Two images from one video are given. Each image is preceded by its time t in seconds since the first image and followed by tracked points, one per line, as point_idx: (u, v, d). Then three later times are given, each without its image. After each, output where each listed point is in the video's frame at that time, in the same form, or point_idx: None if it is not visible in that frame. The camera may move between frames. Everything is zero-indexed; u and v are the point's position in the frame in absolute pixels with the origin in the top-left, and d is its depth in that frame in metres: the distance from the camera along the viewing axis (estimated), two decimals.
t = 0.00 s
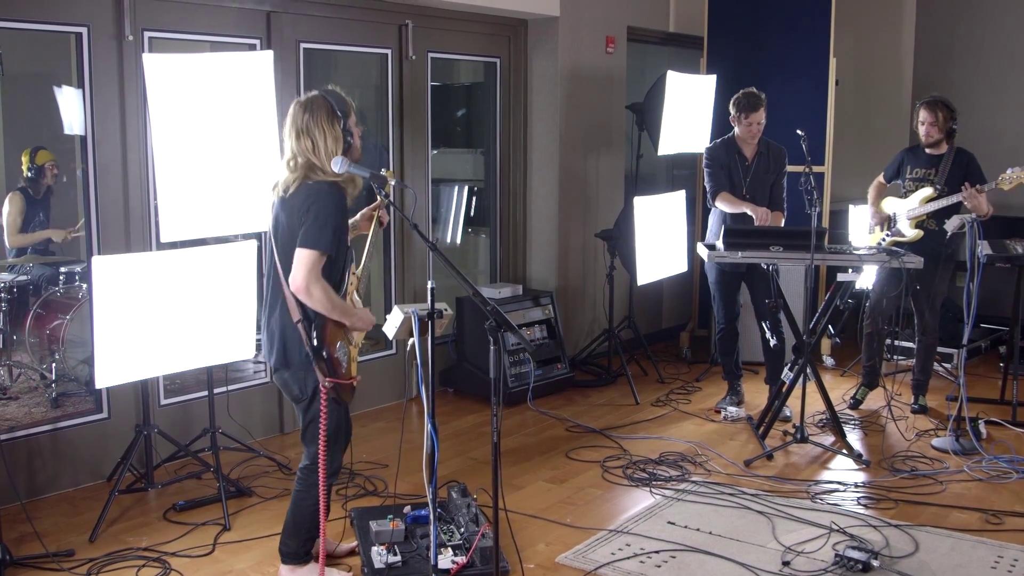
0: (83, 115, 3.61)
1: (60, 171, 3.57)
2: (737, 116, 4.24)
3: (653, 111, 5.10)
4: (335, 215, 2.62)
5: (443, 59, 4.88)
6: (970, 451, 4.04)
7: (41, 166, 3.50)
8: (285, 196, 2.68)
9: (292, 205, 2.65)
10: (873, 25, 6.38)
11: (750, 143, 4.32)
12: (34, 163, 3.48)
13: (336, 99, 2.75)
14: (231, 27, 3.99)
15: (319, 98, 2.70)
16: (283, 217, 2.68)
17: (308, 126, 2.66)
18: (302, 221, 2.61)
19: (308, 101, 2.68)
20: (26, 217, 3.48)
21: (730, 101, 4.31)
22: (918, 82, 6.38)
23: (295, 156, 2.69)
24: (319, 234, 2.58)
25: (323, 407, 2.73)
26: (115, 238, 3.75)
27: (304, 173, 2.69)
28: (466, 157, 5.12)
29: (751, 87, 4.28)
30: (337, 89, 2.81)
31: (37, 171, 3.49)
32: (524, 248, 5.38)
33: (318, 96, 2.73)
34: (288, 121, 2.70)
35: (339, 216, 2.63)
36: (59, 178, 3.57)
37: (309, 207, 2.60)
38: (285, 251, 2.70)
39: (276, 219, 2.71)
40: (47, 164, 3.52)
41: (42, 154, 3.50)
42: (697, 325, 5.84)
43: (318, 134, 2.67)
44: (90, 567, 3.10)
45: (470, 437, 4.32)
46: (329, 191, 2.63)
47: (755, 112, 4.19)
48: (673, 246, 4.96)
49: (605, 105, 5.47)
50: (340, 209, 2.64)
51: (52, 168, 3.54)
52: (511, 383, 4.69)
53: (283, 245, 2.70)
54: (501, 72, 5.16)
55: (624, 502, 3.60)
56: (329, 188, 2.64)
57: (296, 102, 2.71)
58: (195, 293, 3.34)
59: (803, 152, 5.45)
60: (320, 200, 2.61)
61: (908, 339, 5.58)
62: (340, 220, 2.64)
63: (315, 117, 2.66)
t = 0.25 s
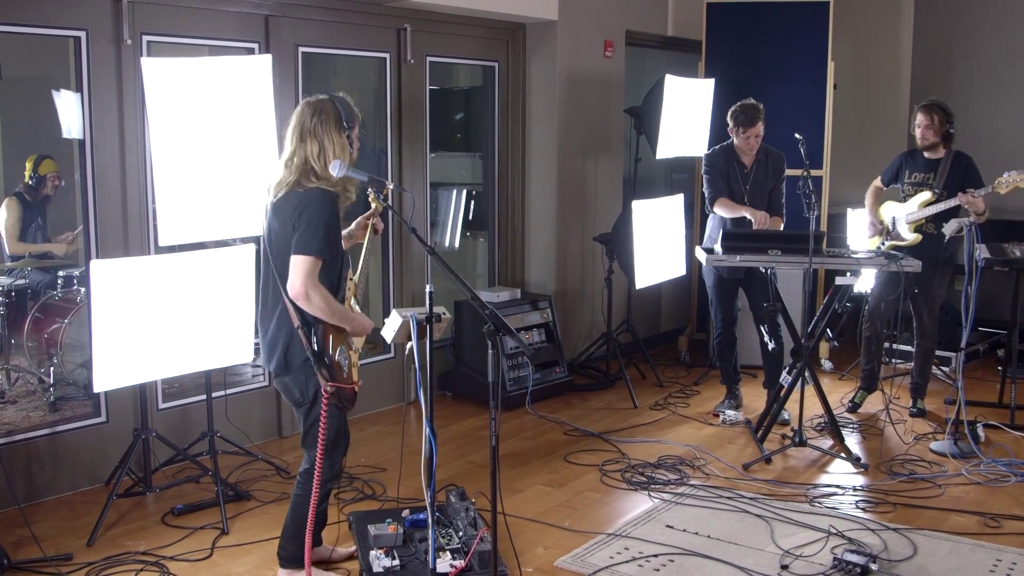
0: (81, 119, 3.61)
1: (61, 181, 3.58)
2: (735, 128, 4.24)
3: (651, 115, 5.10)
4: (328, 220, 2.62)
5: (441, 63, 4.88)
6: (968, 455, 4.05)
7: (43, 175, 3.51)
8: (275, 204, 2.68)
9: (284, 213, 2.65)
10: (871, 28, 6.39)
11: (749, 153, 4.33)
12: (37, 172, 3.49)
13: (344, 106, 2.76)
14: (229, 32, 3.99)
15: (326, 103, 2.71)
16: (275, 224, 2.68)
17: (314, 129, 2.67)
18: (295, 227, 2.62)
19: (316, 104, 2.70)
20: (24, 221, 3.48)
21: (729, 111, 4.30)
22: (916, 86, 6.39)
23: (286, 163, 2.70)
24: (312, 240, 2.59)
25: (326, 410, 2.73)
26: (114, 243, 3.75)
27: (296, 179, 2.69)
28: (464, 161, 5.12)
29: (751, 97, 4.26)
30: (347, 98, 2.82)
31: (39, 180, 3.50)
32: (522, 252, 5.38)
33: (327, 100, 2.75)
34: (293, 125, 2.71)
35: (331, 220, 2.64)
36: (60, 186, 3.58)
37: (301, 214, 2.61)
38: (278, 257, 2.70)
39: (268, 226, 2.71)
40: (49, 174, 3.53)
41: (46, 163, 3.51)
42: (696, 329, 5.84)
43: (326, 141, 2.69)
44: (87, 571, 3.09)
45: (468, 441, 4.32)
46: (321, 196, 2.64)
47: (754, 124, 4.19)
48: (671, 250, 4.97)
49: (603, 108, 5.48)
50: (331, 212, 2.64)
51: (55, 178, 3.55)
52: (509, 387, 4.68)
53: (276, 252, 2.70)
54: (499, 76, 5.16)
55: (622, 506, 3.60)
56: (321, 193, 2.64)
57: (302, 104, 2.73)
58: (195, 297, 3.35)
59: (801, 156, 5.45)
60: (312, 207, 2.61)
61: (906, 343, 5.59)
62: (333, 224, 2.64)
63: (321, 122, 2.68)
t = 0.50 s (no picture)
0: (77, 121, 3.61)
1: (54, 177, 3.57)
2: (733, 121, 4.24)
3: (647, 117, 5.09)
4: (342, 210, 2.65)
5: (437, 65, 4.88)
6: (964, 456, 4.05)
7: (34, 172, 3.49)
8: (286, 193, 2.67)
9: (297, 202, 2.65)
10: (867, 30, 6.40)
11: (745, 149, 4.33)
12: (27, 169, 3.47)
13: (332, 104, 2.74)
14: (225, 34, 3.99)
15: (314, 104, 2.69)
16: (285, 213, 2.68)
17: (302, 131, 2.67)
18: (309, 215, 2.63)
19: (305, 105, 2.68)
20: (20, 223, 3.48)
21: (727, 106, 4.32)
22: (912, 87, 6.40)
23: (294, 152, 2.69)
24: (327, 229, 2.60)
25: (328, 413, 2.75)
26: (109, 244, 3.74)
27: (305, 169, 2.69)
28: (460, 162, 5.12)
29: (749, 92, 4.27)
30: (337, 94, 2.80)
31: (30, 178, 3.49)
32: (518, 254, 5.38)
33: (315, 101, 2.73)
34: (284, 126, 2.70)
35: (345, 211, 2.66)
36: (53, 184, 3.57)
37: (318, 202, 2.62)
38: (288, 251, 2.69)
39: (276, 216, 2.70)
40: (40, 170, 3.51)
41: (36, 160, 3.49)
42: (692, 330, 5.85)
43: (313, 139, 2.68)
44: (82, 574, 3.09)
45: (465, 443, 4.32)
46: (335, 185, 2.65)
47: (750, 117, 4.19)
48: (668, 252, 4.97)
49: (600, 109, 5.48)
50: (345, 203, 2.66)
51: (46, 175, 3.54)
52: (505, 389, 4.68)
53: (284, 245, 2.69)
54: (496, 78, 5.16)
55: (619, 507, 3.60)
56: (336, 183, 2.66)
57: (291, 105, 2.72)
58: (192, 298, 3.34)
59: (797, 157, 5.46)
60: (326, 197, 2.62)
61: (902, 344, 5.59)
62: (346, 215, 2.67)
63: (309, 123, 2.66)
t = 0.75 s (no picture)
0: (74, 122, 3.61)
1: (53, 184, 3.58)
2: (731, 132, 4.24)
3: (645, 118, 5.09)
4: (326, 215, 2.64)
5: (435, 66, 4.88)
6: (961, 457, 4.05)
7: (34, 178, 3.51)
8: (273, 203, 2.68)
9: (282, 211, 2.65)
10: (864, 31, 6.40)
11: (743, 156, 4.33)
12: (27, 175, 3.49)
13: (330, 106, 2.76)
14: (223, 35, 3.99)
15: (313, 103, 2.71)
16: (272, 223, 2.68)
17: (301, 128, 2.67)
18: (295, 224, 2.63)
19: (303, 104, 2.70)
20: (17, 225, 3.48)
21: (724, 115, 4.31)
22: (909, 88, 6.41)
23: (282, 159, 2.69)
24: (313, 239, 2.60)
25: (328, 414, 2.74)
26: (106, 245, 3.74)
27: (292, 176, 2.69)
28: (458, 163, 5.12)
29: (744, 101, 4.26)
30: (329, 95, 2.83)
31: (29, 184, 3.50)
32: (516, 255, 5.39)
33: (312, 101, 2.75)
34: (282, 123, 2.70)
35: (330, 217, 2.65)
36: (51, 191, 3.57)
37: (302, 209, 2.62)
38: (280, 260, 2.69)
39: (265, 226, 2.71)
40: (40, 178, 3.53)
41: (35, 166, 3.51)
42: (690, 331, 5.85)
43: (311, 138, 2.68)
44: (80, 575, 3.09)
45: (462, 444, 4.32)
46: (319, 192, 2.65)
47: (747, 129, 4.19)
48: (665, 253, 4.98)
49: (597, 110, 5.48)
50: (330, 211, 2.65)
51: (45, 181, 3.55)
52: (503, 390, 4.68)
53: (273, 254, 2.70)
54: (493, 79, 5.17)
55: (616, 508, 3.60)
56: (320, 190, 2.66)
57: (289, 105, 2.72)
58: (190, 300, 3.35)
59: (795, 158, 5.46)
60: (311, 206, 2.62)
61: (900, 345, 5.59)
62: (333, 220, 2.66)
63: (308, 120, 2.67)
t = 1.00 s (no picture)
0: (73, 123, 3.61)
1: (50, 177, 3.56)
2: (733, 121, 4.24)
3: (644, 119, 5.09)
4: (316, 221, 2.62)
5: (434, 68, 4.89)
6: (960, 458, 4.05)
7: (31, 173, 3.50)
8: (269, 207, 2.70)
9: (276, 215, 2.66)
10: (863, 32, 6.41)
11: (742, 150, 4.34)
12: (24, 171, 3.48)
13: (323, 105, 2.76)
14: (222, 36, 3.99)
15: (307, 104, 2.69)
16: (267, 227, 2.70)
17: (294, 132, 2.65)
18: (284, 229, 2.62)
19: (295, 105, 2.68)
20: (19, 224, 3.48)
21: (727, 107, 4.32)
22: (908, 89, 6.41)
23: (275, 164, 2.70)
24: (299, 245, 2.58)
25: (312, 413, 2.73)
26: (105, 246, 3.73)
27: (286, 180, 2.69)
28: (457, 165, 5.12)
29: (749, 93, 4.27)
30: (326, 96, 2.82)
31: (27, 179, 3.49)
32: (515, 256, 5.39)
33: (305, 102, 2.74)
34: (275, 126, 2.69)
35: (321, 224, 2.63)
36: (49, 186, 3.56)
37: (291, 215, 2.61)
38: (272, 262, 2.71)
39: (261, 230, 2.73)
40: (37, 172, 3.51)
41: (32, 162, 3.50)
42: (689, 332, 5.85)
43: (304, 140, 2.67)
44: None
45: (462, 445, 4.32)
46: (310, 198, 2.64)
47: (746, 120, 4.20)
48: (664, 254, 4.98)
49: (596, 112, 5.48)
50: (322, 218, 2.63)
51: (43, 175, 3.54)
52: (502, 391, 4.68)
53: (269, 257, 2.72)
54: (492, 80, 5.17)
55: (616, 510, 3.59)
56: (311, 196, 2.65)
57: (283, 106, 2.72)
58: (185, 300, 3.33)
59: (794, 159, 5.46)
60: (301, 211, 2.61)
61: (898, 346, 5.59)
62: (323, 227, 2.64)
63: (301, 124, 2.65)
